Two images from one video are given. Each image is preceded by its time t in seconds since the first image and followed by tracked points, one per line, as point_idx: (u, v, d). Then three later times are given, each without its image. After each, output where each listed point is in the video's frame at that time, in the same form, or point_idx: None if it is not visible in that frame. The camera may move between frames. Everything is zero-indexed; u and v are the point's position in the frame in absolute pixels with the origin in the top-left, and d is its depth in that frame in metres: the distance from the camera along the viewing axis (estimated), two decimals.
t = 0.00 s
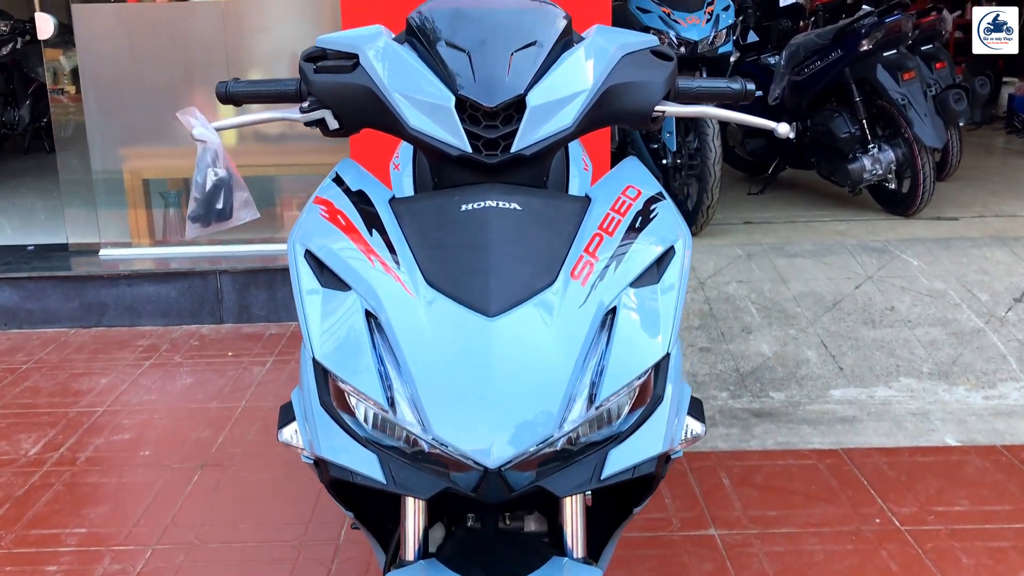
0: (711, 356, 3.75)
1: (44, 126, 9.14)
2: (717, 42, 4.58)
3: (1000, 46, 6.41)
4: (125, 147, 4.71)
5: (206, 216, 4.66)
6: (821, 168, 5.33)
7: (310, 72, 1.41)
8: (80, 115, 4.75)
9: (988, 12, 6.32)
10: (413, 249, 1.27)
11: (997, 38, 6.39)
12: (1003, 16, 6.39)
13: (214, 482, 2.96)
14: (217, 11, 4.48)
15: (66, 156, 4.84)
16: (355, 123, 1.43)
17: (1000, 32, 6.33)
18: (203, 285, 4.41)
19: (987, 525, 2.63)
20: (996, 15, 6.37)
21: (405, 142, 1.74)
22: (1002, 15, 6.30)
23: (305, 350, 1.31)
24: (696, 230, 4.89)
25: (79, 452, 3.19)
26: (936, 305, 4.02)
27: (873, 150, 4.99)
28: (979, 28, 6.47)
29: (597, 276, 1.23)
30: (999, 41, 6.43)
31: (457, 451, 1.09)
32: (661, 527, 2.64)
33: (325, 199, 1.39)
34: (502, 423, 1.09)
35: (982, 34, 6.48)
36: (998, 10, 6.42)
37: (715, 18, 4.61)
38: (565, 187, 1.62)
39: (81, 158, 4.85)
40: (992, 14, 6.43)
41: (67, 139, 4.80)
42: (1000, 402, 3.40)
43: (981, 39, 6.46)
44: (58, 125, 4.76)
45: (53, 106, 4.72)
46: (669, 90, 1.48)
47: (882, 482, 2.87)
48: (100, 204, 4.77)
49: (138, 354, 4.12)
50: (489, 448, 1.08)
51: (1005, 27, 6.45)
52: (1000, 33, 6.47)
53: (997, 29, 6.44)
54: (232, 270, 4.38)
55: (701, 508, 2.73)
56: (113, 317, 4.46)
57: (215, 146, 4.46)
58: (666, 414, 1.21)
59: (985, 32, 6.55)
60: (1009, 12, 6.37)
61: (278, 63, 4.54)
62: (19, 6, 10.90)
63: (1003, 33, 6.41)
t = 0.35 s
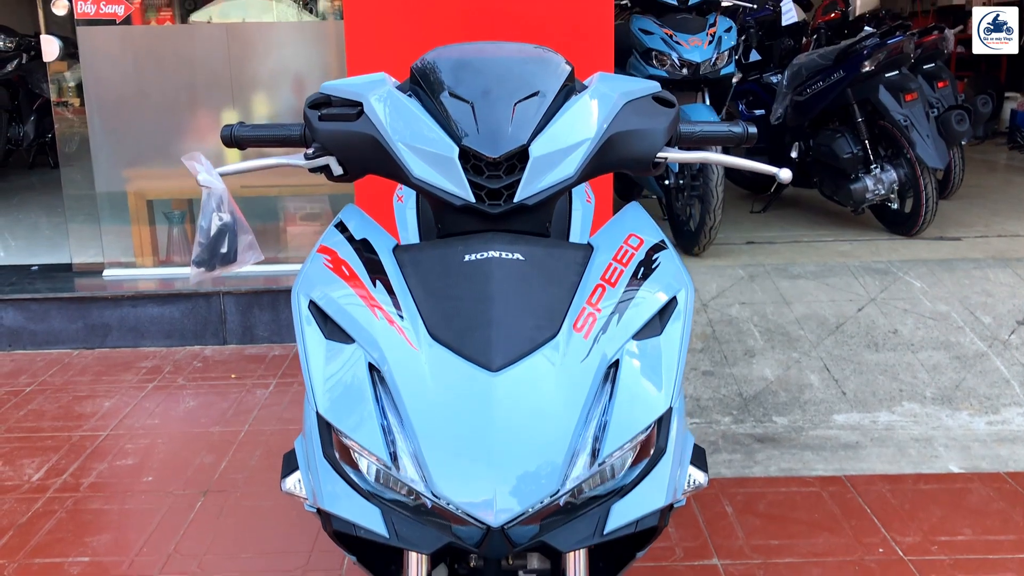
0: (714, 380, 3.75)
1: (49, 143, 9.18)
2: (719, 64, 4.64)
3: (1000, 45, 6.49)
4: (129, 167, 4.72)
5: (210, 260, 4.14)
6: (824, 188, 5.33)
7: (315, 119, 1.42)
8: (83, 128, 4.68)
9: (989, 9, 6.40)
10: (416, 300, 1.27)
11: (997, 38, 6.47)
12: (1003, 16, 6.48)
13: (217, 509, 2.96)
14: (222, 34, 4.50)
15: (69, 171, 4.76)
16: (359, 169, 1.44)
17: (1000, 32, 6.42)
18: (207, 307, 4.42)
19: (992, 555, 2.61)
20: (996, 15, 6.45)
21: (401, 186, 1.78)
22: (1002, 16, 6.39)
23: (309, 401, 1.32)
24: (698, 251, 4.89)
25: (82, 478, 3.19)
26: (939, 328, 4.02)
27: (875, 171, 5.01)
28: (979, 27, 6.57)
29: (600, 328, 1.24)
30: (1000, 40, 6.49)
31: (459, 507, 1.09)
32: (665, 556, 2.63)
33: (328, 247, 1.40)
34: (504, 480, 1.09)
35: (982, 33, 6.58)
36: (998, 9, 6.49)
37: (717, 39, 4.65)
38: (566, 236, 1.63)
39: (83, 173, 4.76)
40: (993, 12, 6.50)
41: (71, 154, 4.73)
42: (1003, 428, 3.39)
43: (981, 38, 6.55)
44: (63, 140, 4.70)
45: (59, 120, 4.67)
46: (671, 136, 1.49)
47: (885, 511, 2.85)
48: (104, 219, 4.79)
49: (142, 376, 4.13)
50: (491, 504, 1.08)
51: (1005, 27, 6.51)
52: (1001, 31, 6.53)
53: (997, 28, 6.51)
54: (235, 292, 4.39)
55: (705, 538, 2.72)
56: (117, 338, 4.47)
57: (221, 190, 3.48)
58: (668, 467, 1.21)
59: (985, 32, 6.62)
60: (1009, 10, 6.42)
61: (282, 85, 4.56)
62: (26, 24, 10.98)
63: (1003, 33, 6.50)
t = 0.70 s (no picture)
0: (717, 396, 3.75)
1: (54, 158, 9.23)
2: (720, 80, 4.65)
3: (1000, 45, 6.43)
4: (134, 183, 4.75)
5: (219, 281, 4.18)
6: (826, 204, 5.35)
7: (319, 137, 1.43)
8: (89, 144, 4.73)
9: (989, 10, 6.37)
10: (419, 317, 1.28)
11: (998, 38, 6.42)
12: (1003, 16, 6.43)
13: (219, 525, 2.95)
14: (227, 51, 4.54)
15: (75, 186, 4.80)
16: (363, 186, 1.45)
17: (1000, 32, 6.37)
18: (211, 322, 4.43)
19: (996, 572, 2.60)
20: (996, 15, 6.40)
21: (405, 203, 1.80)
22: (1002, 15, 6.34)
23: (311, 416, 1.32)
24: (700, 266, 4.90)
25: (85, 493, 3.19)
26: (942, 344, 4.02)
27: (877, 187, 5.02)
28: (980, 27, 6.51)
29: (602, 344, 1.24)
30: (1000, 40, 6.44)
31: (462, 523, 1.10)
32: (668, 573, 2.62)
33: (332, 264, 1.40)
34: (506, 496, 1.10)
35: (982, 33, 6.52)
36: (998, 9, 6.44)
37: (719, 56, 4.67)
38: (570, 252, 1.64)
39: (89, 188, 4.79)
40: (993, 12, 6.46)
41: (77, 169, 4.77)
42: (1007, 444, 3.38)
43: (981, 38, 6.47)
44: (68, 155, 4.75)
45: (64, 136, 4.73)
46: (673, 154, 1.50)
47: (889, 527, 2.84)
48: (109, 235, 4.81)
49: (145, 391, 4.13)
50: (494, 521, 1.08)
51: (1005, 27, 6.48)
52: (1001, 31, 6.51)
53: (997, 28, 6.47)
54: (239, 307, 4.40)
55: (707, 554, 2.71)
56: (121, 353, 4.48)
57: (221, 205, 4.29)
58: (670, 482, 1.21)
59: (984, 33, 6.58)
60: (1009, 11, 6.36)
61: (286, 101, 4.60)
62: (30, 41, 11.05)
63: (1003, 33, 6.44)
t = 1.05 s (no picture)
0: (719, 400, 3.73)
1: (58, 168, 9.27)
2: (722, 87, 4.66)
3: (1000, 45, 6.56)
4: (137, 188, 4.77)
5: (215, 260, 4.69)
6: (828, 212, 5.35)
7: (320, 119, 1.44)
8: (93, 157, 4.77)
9: (988, 9, 6.47)
10: (418, 293, 1.28)
11: (997, 37, 6.56)
12: (1003, 16, 6.56)
13: (219, 525, 2.94)
14: (231, 57, 4.57)
15: (78, 198, 4.86)
16: (363, 169, 1.45)
17: (1000, 31, 6.48)
18: (212, 327, 4.43)
19: (1001, 572, 2.58)
20: (996, 15, 6.52)
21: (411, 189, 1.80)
22: (1002, 15, 6.46)
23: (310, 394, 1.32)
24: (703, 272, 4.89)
25: (85, 493, 3.18)
26: (945, 348, 4.00)
27: (879, 194, 5.01)
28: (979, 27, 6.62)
29: (601, 320, 1.24)
30: (1000, 40, 6.59)
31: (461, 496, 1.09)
32: (670, 571, 2.60)
33: (332, 243, 1.41)
34: (505, 467, 1.10)
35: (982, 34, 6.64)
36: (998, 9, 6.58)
37: (721, 62, 4.68)
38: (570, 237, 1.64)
39: (93, 200, 4.86)
40: (992, 13, 6.57)
41: (79, 181, 4.82)
42: (1011, 447, 3.36)
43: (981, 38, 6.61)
44: (72, 167, 4.80)
45: (67, 148, 4.77)
46: (673, 137, 1.50)
47: (892, 528, 2.82)
48: (111, 244, 4.83)
49: (146, 396, 4.13)
50: (492, 494, 1.08)
51: (1005, 26, 6.60)
52: (1000, 31, 6.63)
53: (997, 28, 6.59)
54: (241, 312, 4.40)
55: (710, 554, 2.69)
56: (122, 358, 4.48)
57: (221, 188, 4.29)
58: (670, 458, 1.21)
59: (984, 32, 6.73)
60: (1009, 11, 6.49)
61: (289, 108, 4.62)
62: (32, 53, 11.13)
63: (1003, 33, 6.58)
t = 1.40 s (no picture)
0: (723, 398, 3.73)
1: (62, 174, 9.31)
2: (725, 88, 4.71)
3: (1000, 45, 6.62)
4: (141, 189, 4.79)
5: (223, 240, 4.78)
6: (831, 213, 5.36)
7: (326, 100, 1.45)
8: (96, 164, 4.81)
9: (988, 9, 6.52)
10: (425, 268, 1.29)
11: (998, 37, 6.60)
12: (1003, 16, 6.60)
13: (223, 520, 2.94)
14: (236, 57, 4.59)
15: (81, 203, 4.88)
16: (370, 149, 1.47)
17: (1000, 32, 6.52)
18: (216, 326, 4.44)
19: (1006, 565, 2.57)
20: (996, 15, 6.57)
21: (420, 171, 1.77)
22: (1002, 15, 6.50)
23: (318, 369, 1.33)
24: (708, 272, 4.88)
25: (89, 489, 3.18)
26: (949, 347, 4.00)
27: (883, 195, 5.02)
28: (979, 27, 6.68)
29: (606, 294, 1.25)
30: (1000, 40, 6.63)
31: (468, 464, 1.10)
32: (674, 565, 2.60)
33: (339, 220, 1.42)
34: (511, 436, 1.10)
35: (982, 34, 6.71)
36: (998, 9, 6.63)
37: (724, 64, 4.72)
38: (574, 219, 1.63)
39: (95, 205, 4.89)
40: (992, 13, 6.63)
41: (84, 186, 4.85)
42: (1016, 444, 3.35)
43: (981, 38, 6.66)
44: (77, 174, 4.82)
45: (73, 156, 4.79)
46: (677, 118, 1.51)
47: (897, 522, 2.82)
48: (116, 249, 4.86)
49: (150, 394, 4.13)
50: (499, 460, 1.09)
51: (1005, 27, 6.65)
52: (1001, 31, 6.67)
53: (997, 28, 6.64)
54: (245, 311, 4.41)
55: (714, 547, 2.69)
56: (126, 358, 4.49)
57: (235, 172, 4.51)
58: (675, 431, 1.21)
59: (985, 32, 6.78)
60: (1009, 11, 6.54)
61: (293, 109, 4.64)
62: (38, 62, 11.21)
63: (1003, 33, 6.62)
